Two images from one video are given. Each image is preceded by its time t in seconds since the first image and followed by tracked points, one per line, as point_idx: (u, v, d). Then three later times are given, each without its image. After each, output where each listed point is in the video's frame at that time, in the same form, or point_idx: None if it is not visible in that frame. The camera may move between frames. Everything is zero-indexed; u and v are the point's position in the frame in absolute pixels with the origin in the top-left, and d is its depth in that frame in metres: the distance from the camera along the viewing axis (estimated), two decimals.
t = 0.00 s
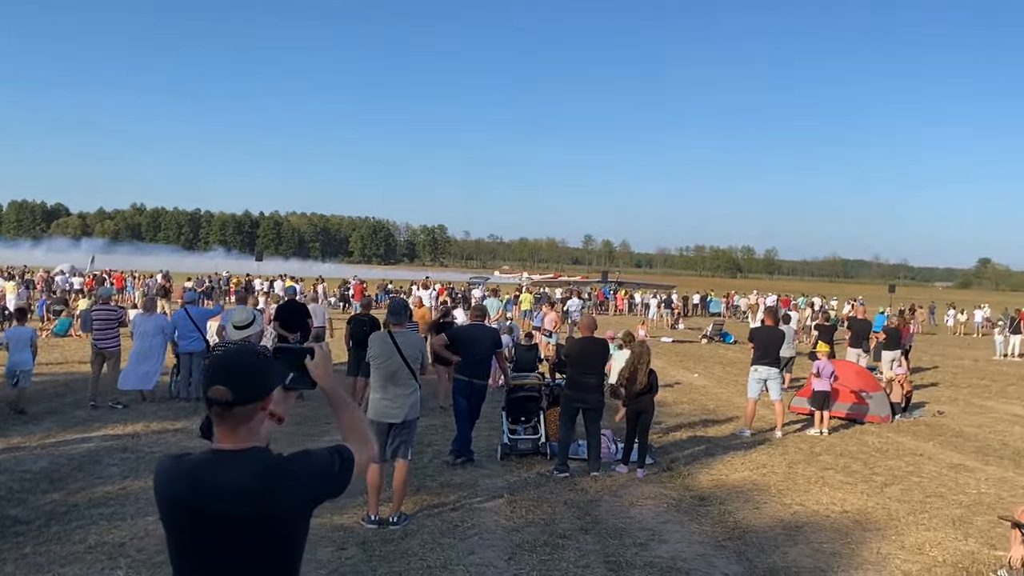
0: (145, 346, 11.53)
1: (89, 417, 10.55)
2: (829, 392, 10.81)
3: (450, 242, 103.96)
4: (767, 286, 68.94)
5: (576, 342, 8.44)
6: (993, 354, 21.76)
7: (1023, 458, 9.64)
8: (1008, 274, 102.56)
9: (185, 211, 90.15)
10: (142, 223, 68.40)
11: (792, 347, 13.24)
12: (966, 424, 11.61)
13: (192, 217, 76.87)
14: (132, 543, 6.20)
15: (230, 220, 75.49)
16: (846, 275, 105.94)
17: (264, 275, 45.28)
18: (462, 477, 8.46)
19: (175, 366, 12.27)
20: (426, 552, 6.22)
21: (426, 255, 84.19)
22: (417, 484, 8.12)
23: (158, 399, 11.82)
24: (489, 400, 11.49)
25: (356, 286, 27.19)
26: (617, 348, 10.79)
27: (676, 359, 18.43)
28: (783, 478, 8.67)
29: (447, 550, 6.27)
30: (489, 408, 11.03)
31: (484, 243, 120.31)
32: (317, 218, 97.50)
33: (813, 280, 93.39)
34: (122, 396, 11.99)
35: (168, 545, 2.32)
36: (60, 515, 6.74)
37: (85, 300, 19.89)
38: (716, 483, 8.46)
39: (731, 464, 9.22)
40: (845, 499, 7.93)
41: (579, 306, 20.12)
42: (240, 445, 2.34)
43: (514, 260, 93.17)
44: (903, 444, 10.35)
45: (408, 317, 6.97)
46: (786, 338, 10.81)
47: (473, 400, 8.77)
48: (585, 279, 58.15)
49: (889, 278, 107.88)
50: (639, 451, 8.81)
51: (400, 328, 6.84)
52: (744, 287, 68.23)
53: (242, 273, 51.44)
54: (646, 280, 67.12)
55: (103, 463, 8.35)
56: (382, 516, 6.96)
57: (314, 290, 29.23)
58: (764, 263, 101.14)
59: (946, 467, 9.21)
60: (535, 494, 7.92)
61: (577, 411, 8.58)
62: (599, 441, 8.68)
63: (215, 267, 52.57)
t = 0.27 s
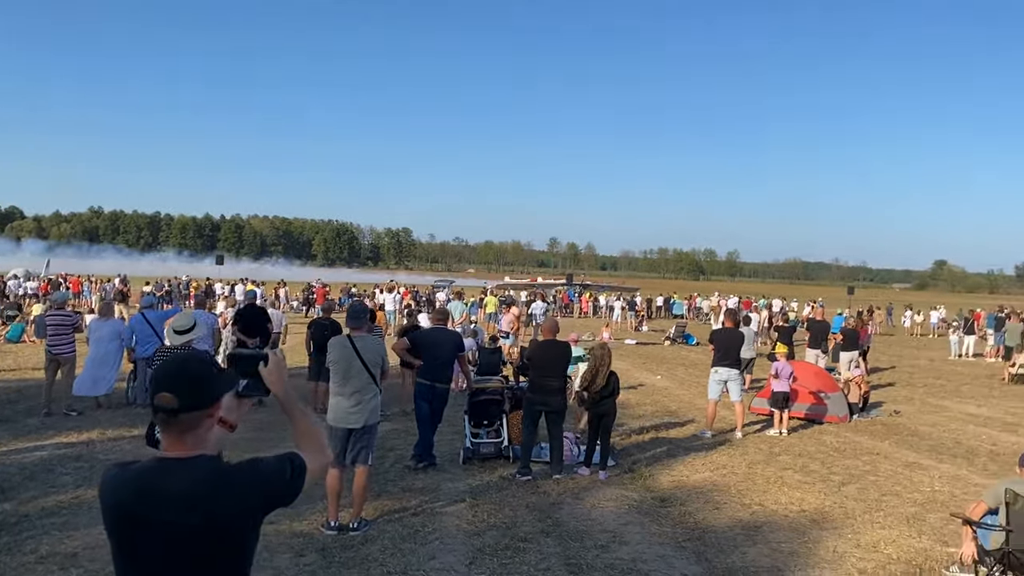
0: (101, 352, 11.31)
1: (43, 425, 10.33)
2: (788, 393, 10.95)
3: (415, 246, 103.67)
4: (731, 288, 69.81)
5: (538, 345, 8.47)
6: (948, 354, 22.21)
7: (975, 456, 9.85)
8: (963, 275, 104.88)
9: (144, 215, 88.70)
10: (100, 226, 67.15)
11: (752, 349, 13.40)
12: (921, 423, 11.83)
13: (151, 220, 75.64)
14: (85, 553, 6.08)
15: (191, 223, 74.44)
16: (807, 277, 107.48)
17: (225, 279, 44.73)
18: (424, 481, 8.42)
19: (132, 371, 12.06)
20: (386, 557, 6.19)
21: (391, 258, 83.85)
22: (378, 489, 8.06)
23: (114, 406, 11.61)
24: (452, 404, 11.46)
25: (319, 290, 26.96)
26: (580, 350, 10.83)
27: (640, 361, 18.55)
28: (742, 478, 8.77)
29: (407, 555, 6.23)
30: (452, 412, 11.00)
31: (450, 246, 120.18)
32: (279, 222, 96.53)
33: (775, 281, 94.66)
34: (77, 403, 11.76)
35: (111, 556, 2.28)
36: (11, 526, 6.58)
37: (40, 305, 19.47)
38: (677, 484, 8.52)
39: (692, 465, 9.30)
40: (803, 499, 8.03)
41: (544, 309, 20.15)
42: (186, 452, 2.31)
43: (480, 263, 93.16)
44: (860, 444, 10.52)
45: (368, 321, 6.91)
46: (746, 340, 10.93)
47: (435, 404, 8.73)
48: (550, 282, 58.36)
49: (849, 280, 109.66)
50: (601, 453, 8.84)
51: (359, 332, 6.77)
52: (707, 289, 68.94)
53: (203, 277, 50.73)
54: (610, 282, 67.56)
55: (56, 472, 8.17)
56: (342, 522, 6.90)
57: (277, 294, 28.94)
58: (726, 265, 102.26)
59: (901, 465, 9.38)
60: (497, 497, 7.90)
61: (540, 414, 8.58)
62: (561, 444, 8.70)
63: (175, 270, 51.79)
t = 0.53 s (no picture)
0: (55, 358, 11.07)
1: None
2: (748, 394, 11.06)
3: (379, 249, 103.19)
4: (694, 290, 70.49)
5: (501, 348, 8.46)
6: (905, 355, 22.61)
7: (930, 454, 10.04)
8: (919, 277, 106.87)
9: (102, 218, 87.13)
10: (56, 230, 65.81)
11: (714, 351, 13.52)
12: (878, 423, 12.03)
13: (110, 223, 74.34)
14: (36, 564, 5.95)
15: (151, 226, 73.26)
16: (769, 279, 108.80)
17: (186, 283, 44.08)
18: (386, 486, 8.37)
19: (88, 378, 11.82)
20: (347, 564, 6.13)
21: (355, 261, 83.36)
22: (340, 495, 7.99)
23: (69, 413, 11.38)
24: (415, 408, 11.41)
25: (281, 294, 26.69)
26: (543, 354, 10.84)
27: (603, 364, 18.63)
28: (704, 479, 8.84)
29: (368, 562, 6.19)
30: (415, 417, 10.95)
31: (415, 249, 119.80)
32: (242, 225, 95.43)
33: (737, 284, 95.74)
34: (31, 410, 11.51)
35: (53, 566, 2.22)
36: None
37: None
38: (639, 486, 8.56)
39: (654, 466, 9.35)
40: (763, 499, 8.11)
41: (508, 312, 20.15)
42: (135, 461, 2.26)
43: (445, 265, 92.95)
44: (819, 444, 10.66)
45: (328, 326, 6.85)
46: (707, 342, 11.03)
47: (398, 409, 8.68)
48: (516, 285, 58.41)
49: (810, 282, 111.23)
50: (564, 456, 8.85)
51: (318, 336, 6.73)
52: (670, 292, 69.57)
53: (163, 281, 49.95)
54: (575, 285, 67.76)
55: (8, 482, 7.98)
56: (302, 529, 6.83)
57: (239, 298, 28.60)
58: (690, 267, 103.22)
59: (859, 465, 9.52)
60: (460, 502, 7.88)
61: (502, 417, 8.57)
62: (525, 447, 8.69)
63: (135, 275, 50.92)
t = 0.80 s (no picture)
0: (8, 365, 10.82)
1: None
2: (710, 396, 11.15)
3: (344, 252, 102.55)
4: (659, 293, 71.03)
5: (465, 353, 8.44)
6: (864, 356, 22.98)
7: (888, 454, 10.20)
8: (878, 279, 108.77)
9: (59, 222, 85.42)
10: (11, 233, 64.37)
11: (677, 353, 13.63)
12: (837, 423, 12.20)
13: (67, 227, 72.91)
14: None
15: (110, 230, 71.97)
16: (733, 282, 109.94)
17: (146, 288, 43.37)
18: (348, 493, 8.30)
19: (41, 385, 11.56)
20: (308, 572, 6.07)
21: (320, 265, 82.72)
22: (301, 502, 7.91)
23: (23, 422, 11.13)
24: (377, 413, 11.33)
25: (243, 298, 26.36)
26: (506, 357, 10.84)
27: (568, 367, 18.68)
28: (666, 481, 8.89)
29: (330, 569, 6.13)
30: (378, 422, 10.88)
31: (380, 252, 119.15)
32: (204, 228, 94.18)
33: (701, 286, 96.62)
34: None
35: None
36: None
37: None
38: (602, 488, 8.59)
39: (617, 469, 9.39)
40: (724, 500, 8.18)
41: (473, 315, 20.11)
42: (78, 472, 2.21)
43: (410, 269, 92.57)
44: (780, 444, 10.79)
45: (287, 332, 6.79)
46: (669, 345, 11.10)
47: (360, 415, 8.61)
48: (482, 289, 58.40)
49: (772, 284, 112.62)
50: (527, 460, 8.85)
51: (278, 342, 6.66)
52: (635, 295, 69.96)
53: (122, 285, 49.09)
54: (541, 288, 67.85)
55: None
56: (262, 537, 6.75)
57: (200, 303, 28.21)
58: (654, 270, 103.99)
59: (818, 465, 9.65)
60: (423, 507, 7.84)
61: (466, 421, 8.54)
62: (488, 451, 8.67)
63: (93, 279, 49.99)
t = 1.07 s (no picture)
0: None
1: None
2: (674, 398, 11.22)
3: (309, 256, 101.81)
4: (625, 296, 71.53)
5: (428, 357, 8.38)
6: (825, 357, 23.30)
7: (848, 454, 10.33)
8: (838, 281, 110.44)
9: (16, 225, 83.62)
10: None
11: (641, 355, 13.69)
12: (799, 424, 12.34)
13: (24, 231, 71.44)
14: None
15: (68, 234, 70.64)
16: (697, 285, 110.93)
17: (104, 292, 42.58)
18: (311, 500, 8.21)
19: None
20: None
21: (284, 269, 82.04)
22: (262, 509, 7.81)
23: None
24: (341, 419, 11.23)
25: (205, 303, 26.02)
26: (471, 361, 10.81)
27: (534, 370, 18.70)
28: (630, 483, 8.92)
29: None
30: (341, 428, 10.78)
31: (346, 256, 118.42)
32: (165, 232, 92.81)
33: (666, 289, 97.43)
34: None
35: None
36: None
37: None
38: (567, 492, 8.59)
39: (582, 472, 9.41)
40: (688, 502, 8.22)
41: (438, 319, 20.03)
42: (23, 484, 2.15)
43: (376, 272, 92.13)
44: (742, 446, 10.89)
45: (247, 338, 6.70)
46: (633, 348, 11.15)
47: (323, 421, 8.52)
48: (448, 292, 58.27)
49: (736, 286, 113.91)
50: (492, 464, 8.82)
51: (237, 348, 6.56)
52: (601, 298, 70.27)
53: (81, 290, 48.17)
54: (507, 292, 67.88)
55: None
56: (222, 545, 6.65)
57: (160, 308, 27.77)
58: (620, 273, 104.65)
59: (780, 466, 9.74)
60: (386, 513, 7.78)
61: (430, 427, 8.50)
62: (453, 456, 8.62)
63: (50, 283, 49.02)
